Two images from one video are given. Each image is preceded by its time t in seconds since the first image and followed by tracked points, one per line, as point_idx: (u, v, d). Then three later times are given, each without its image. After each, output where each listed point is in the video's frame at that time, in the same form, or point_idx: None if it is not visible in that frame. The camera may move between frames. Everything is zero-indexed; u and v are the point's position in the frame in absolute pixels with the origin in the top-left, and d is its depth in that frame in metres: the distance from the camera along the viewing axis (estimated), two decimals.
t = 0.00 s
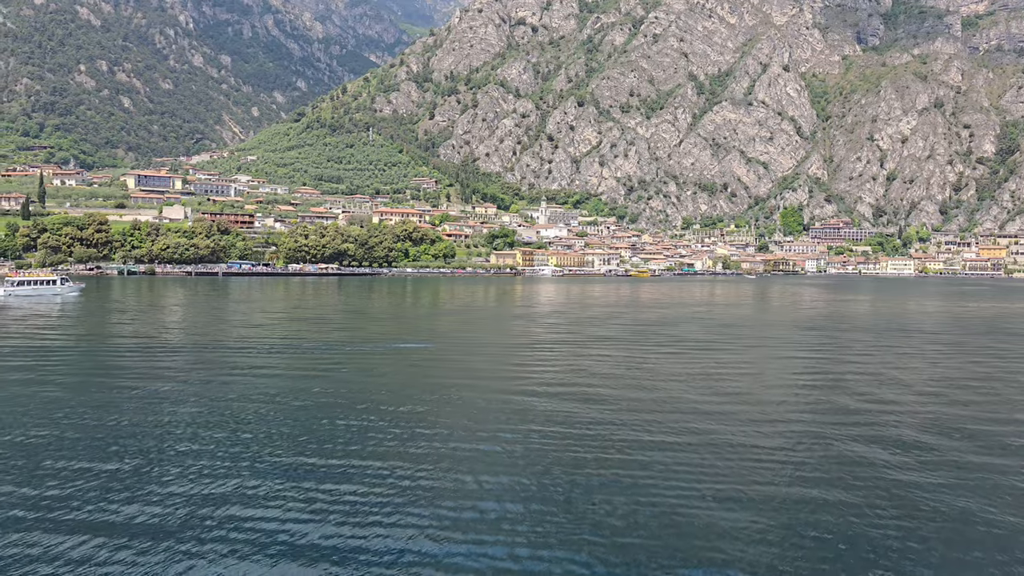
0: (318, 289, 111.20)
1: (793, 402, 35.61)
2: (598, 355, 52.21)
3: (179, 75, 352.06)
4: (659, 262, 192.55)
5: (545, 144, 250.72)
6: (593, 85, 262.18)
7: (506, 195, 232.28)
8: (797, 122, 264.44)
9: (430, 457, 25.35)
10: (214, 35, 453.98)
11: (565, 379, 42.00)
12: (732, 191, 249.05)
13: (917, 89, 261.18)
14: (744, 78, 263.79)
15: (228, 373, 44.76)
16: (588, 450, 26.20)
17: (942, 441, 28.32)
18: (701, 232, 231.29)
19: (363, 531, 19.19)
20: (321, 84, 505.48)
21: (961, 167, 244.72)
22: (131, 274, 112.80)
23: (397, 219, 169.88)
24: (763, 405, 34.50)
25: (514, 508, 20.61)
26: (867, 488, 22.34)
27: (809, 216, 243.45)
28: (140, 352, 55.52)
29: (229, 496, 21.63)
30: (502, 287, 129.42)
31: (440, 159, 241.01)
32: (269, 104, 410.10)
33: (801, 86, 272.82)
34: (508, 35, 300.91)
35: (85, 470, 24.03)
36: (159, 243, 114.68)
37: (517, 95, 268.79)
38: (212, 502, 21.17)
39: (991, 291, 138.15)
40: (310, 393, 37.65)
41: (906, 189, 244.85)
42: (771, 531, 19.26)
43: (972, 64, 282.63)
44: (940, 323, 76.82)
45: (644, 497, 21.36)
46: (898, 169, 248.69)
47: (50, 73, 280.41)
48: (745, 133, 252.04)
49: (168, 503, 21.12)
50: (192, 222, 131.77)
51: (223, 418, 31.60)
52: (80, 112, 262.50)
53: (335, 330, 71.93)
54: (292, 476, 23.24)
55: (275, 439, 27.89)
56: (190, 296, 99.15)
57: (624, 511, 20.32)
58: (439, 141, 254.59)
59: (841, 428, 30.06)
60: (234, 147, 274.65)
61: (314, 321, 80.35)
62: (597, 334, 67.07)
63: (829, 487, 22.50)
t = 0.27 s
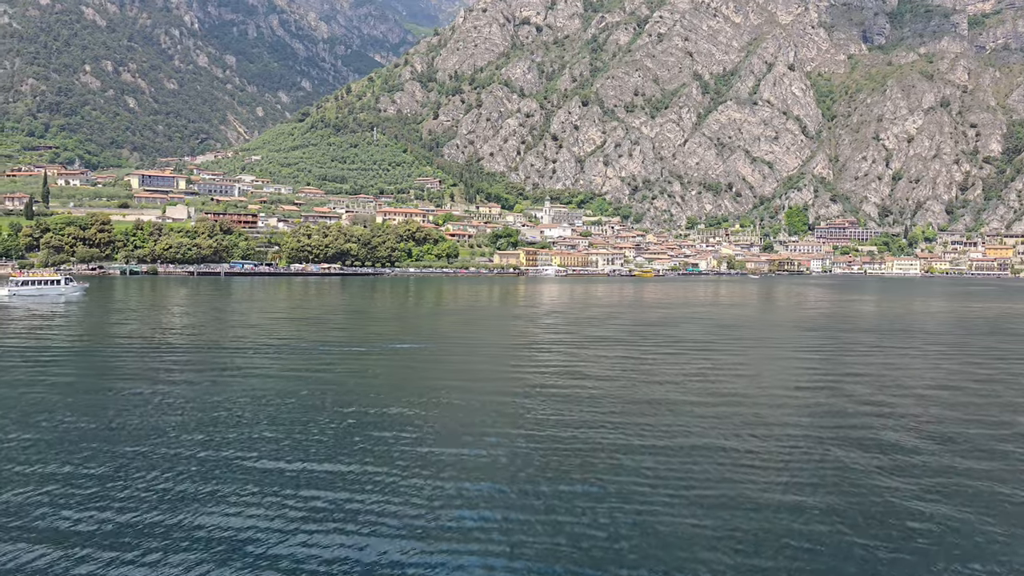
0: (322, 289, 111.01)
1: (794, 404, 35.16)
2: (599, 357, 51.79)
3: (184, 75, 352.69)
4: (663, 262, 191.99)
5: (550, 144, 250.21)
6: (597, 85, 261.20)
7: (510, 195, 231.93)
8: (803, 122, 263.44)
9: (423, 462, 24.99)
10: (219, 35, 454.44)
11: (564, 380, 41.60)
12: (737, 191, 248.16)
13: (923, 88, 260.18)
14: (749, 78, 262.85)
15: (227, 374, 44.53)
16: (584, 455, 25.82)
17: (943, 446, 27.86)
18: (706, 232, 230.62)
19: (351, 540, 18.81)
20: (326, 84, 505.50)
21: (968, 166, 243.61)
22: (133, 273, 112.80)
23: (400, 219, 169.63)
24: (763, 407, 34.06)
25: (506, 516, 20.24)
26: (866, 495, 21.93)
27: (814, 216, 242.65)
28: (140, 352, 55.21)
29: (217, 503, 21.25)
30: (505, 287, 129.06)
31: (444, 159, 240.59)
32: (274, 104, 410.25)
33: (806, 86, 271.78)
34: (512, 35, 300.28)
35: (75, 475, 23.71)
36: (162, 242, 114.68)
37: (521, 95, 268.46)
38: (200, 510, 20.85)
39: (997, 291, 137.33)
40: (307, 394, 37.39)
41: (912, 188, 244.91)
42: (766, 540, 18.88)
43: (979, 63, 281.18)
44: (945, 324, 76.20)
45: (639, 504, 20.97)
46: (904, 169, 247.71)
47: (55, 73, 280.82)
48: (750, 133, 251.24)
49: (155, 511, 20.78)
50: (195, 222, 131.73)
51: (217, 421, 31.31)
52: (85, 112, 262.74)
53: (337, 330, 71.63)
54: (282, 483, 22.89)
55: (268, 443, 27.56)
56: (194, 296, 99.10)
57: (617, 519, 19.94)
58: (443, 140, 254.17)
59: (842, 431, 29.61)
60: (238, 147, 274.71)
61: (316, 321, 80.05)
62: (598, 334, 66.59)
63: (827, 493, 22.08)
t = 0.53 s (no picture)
0: (325, 289, 110.72)
1: (795, 403, 34.60)
2: (600, 357, 51.17)
3: (188, 75, 353.02)
4: (667, 262, 191.09)
5: (553, 144, 249.49)
6: (601, 84, 260.95)
7: (514, 195, 231.30)
8: (807, 121, 262.02)
9: (416, 465, 24.39)
10: (224, 36, 454.66)
11: (565, 380, 40.98)
12: (741, 190, 247.13)
13: (929, 87, 259.11)
14: (754, 77, 261.70)
15: (226, 373, 44.19)
16: (581, 456, 25.25)
17: (948, 445, 27.19)
18: (710, 232, 229.72)
19: (331, 552, 18.21)
20: (330, 85, 505.60)
21: (973, 165, 242.62)
22: (135, 273, 112.62)
23: (403, 219, 169.26)
24: (766, 407, 33.41)
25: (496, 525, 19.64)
26: (870, 499, 21.31)
27: (819, 216, 241.61)
28: (142, 351, 54.88)
29: (200, 510, 20.80)
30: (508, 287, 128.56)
31: (447, 159, 240.20)
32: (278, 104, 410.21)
33: (811, 85, 270.57)
34: (516, 35, 299.52)
35: (59, 480, 23.28)
36: (164, 242, 114.53)
37: (525, 94, 267.88)
38: (183, 518, 20.28)
39: (1002, 291, 136.63)
40: (306, 395, 36.91)
41: (917, 188, 243.99)
42: (766, 548, 18.34)
43: (984, 62, 279.67)
44: (950, 324, 75.53)
45: (637, 510, 20.43)
46: (909, 168, 246.42)
47: (60, 74, 281.33)
48: (755, 132, 250.20)
49: (139, 518, 20.29)
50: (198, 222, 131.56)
51: (213, 422, 30.83)
52: (89, 112, 262.97)
53: (341, 330, 71.33)
54: (269, 489, 22.32)
55: (262, 446, 27.05)
56: (197, 296, 98.87)
57: (612, 527, 19.43)
58: (446, 140, 253.64)
59: (846, 431, 29.02)
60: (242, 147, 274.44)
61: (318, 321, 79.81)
62: (599, 335, 66.07)
63: (830, 497, 21.47)
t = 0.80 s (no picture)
0: (327, 289, 110.58)
1: (791, 405, 34.09)
2: (600, 358, 50.70)
3: (193, 75, 353.73)
4: (671, 262, 190.61)
5: (557, 143, 249.16)
6: (605, 84, 260.67)
7: (518, 195, 230.98)
8: (812, 121, 261.16)
9: (399, 470, 23.93)
10: (228, 36, 454.71)
11: (560, 381, 40.51)
12: (746, 190, 246.69)
13: (934, 86, 258.19)
14: (758, 76, 260.68)
15: (220, 373, 43.96)
16: (567, 462, 24.74)
17: (945, 450, 26.62)
18: (714, 232, 229.23)
19: (299, 565, 17.73)
20: (335, 85, 505.72)
21: (979, 165, 241.64)
22: (136, 273, 112.60)
23: (406, 218, 169.00)
24: (762, 408, 32.89)
25: (473, 535, 19.08)
26: (861, 506, 20.79)
27: (823, 215, 240.99)
28: (140, 351, 54.77)
29: (171, 517, 20.37)
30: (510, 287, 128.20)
31: (451, 159, 239.92)
32: (282, 104, 410.66)
33: (816, 84, 269.58)
34: (520, 34, 299.04)
35: (41, 484, 22.95)
36: (166, 242, 114.54)
37: (529, 94, 267.65)
38: (151, 526, 19.86)
39: (1008, 291, 135.83)
40: (298, 395, 36.55)
41: (922, 187, 243.37)
42: (754, 559, 17.80)
43: (991, 61, 278.53)
44: (954, 324, 74.86)
45: (619, 520, 19.89)
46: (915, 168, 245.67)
47: (64, 74, 281.85)
48: (759, 132, 249.44)
49: (107, 526, 19.89)
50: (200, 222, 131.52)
51: (202, 424, 30.55)
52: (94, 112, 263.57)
53: (340, 330, 71.03)
54: (245, 495, 21.90)
55: (246, 449, 26.67)
56: (199, 296, 98.82)
57: (596, 538, 18.90)
58: (450, 140, 253.45)
59: (843, 434, 28.49)
60: (246, 147, 274.69)
61: (319, 321, 79.55)
62: (600, 335, 65.51)
63: (821, 504, 20.92)
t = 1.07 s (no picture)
0: (329, 289, 110.47)
1: (789, 407, 33.64)
2: (599, 358, 50.44)
3: (197, 76, 353.96)
4: (674, 262, 189.85)
5: (560, 143, 248.75)
6: (609, 84, 260.48)
7: (521, 195, 230.57)
8: (816, 120, 260.20)
9: (384, 473, 23.42)
10: (232, 36, 455.06)
11: (557, 382, 40.05)
12: (750, 190, 245.86)
13: (939, 86, 257.14)
14: (762, 76, 259.87)
15: (215, 374, 43.65)
16: (558, 465, 24.31)
17: (943, 452, 26.21)
18: (718, 232, 228.57)
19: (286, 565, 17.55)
20: (338, 85, 505.33)
21: (984, 165, 240.62)
22: (137, 273, 112.56)
23: (408, 218, 168.85)
24: (759, 410, 32.43)
25: (452, 543, 18.57)
26: (856, 513, 20.34)
27: (828, 215, 240.07)
28: (140, 351, 54.57)
29: (146, 520, 19.91)
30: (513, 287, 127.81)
31: (454, 159, 239.66)
32: (286, 104, 410.60)
33: (820, 83, 268.41)
34: (523, 34, 298.25)
35: (31, 481, 22.73)
36: (167, 242, 114.51)
37: (532, 94, 267.04)
38: (123, 529, 19.41)
39: (1014, 292, 134.92)
40: (291, 396, 36.16)
41: (927, 187, 242.41)
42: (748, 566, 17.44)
43: (996, 60, 277.24)
44: (958, 324, 74.31)
45: (606, 527, 19.42)
46: (919, 168, 244.65)
47: (69, 74, 282.30)
48: (763, 131, 248.48)
49: (78, 528, 19.43)
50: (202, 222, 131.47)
51: (194, 423, 30.30)
52: (98, 112, 263.83)
53: (341, 331, 70.71)
54: (224, 497, 21.42)
55: (231, 451, 26.23)
56: (201, 296, 98.76)
57: (587, 541, 18.61)
58: (453, 140, 253.13)
59: (841, 437, 28.05)
60: (250, 147, 274.33)
61: (321, 321, 79.34)
62: (601, 336, 65.21)
63: (814, 511, 20.49)
